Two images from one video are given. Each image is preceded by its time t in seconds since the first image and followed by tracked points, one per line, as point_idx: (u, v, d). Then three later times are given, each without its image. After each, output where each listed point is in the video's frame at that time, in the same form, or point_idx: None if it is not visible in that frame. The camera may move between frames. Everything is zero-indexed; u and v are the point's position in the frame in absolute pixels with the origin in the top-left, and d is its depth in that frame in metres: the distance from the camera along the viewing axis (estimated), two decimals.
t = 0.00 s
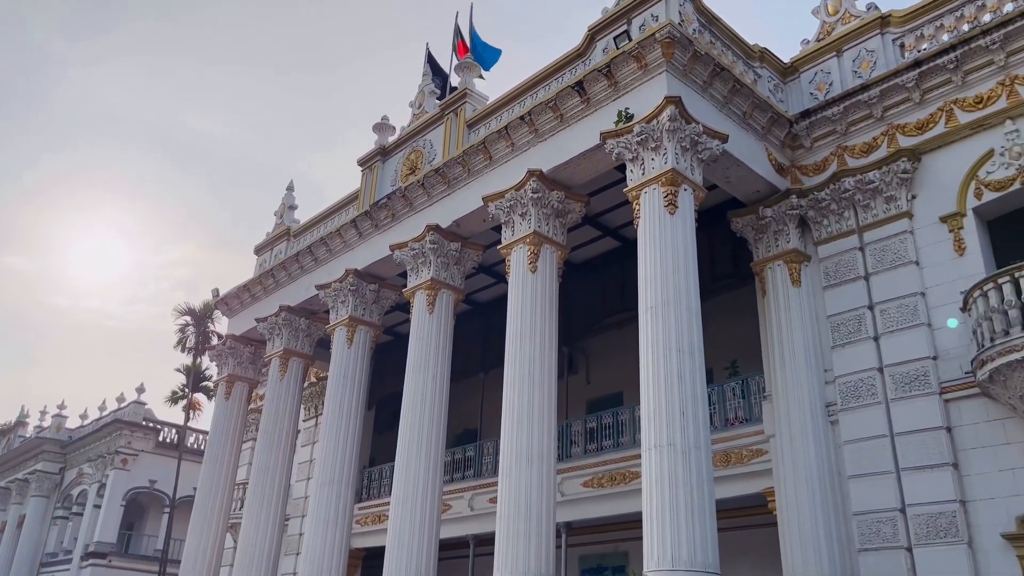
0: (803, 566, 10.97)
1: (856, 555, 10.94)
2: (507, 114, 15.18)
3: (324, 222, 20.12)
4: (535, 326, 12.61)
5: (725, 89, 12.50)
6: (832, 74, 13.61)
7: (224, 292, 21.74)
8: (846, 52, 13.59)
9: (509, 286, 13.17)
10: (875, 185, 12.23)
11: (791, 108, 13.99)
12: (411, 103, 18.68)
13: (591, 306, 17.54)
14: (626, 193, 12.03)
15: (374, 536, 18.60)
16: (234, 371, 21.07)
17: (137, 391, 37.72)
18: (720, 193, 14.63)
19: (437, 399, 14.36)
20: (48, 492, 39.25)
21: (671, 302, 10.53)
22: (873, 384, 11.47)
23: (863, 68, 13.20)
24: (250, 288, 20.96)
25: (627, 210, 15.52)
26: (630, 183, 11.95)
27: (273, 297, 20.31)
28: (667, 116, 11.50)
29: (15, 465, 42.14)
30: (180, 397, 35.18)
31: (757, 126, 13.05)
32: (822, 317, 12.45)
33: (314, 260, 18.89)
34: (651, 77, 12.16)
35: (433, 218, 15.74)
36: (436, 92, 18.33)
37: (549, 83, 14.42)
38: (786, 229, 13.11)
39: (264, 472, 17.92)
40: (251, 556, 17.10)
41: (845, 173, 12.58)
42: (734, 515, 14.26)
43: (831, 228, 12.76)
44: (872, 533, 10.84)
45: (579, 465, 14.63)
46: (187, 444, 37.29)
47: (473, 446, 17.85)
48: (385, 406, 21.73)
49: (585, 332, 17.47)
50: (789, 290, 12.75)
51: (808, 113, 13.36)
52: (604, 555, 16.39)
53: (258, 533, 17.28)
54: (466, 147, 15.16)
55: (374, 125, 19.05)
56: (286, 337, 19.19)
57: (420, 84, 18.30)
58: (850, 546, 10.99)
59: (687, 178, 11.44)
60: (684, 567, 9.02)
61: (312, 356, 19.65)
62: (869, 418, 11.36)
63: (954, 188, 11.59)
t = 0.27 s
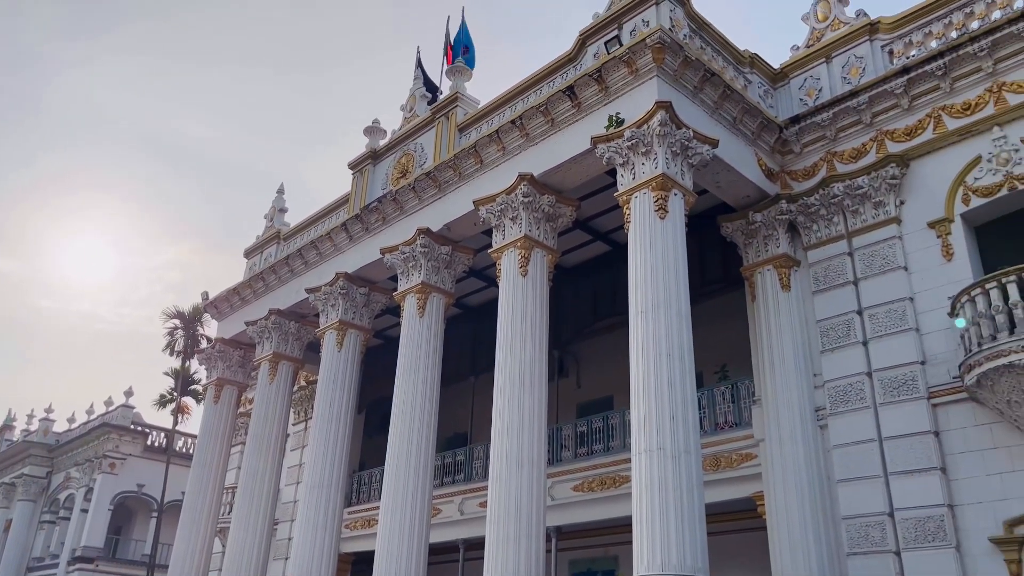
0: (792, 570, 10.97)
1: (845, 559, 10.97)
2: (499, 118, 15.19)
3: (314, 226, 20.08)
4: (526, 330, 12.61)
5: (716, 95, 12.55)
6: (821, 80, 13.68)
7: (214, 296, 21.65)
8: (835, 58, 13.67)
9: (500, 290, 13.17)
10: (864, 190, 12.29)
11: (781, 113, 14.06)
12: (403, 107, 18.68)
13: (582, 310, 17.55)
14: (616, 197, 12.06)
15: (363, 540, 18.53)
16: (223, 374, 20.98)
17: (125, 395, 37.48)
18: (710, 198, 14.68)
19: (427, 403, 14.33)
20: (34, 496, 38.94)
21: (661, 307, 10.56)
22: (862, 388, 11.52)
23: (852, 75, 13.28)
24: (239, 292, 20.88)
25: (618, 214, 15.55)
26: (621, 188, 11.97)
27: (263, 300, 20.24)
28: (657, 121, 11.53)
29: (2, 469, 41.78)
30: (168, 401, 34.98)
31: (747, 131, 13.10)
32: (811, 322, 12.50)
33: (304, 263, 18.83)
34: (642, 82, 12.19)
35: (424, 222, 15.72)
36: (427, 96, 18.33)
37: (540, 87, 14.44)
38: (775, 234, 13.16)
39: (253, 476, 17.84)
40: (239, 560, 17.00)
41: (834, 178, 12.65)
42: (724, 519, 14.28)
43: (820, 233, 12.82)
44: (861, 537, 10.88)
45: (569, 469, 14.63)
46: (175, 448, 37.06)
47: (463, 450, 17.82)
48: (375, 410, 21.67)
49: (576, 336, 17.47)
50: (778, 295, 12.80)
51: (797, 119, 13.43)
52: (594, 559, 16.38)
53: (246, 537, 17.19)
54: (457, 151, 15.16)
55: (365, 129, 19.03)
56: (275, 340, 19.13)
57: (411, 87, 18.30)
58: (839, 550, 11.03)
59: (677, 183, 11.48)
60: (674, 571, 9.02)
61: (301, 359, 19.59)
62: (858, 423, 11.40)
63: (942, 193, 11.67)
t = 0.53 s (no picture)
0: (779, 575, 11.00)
1: (832, 564, 11.01)
2: (488, 122, 15.20)
3: (303, 229, 20.02)
4: (515, 335, 12.61)
5: (705, 101, 12.60)
6: (809, 87, 13.76)
7: (201, 299, 21.54)
8: (823, 65, 13.75)
9: (489, 294, 13.16)
10: (851, 196, 12.37)
11: (769, 120, 14.13)
12: (392, 111, 18.66)
13: (571, 314, 17.55)
14: (606, 203, 12.08)
15: (351, 545, 18.45)
16: (211, 379, 20.87)
17: (111, 399, 37.22)
18: (699, 203, 14.73)
19: (416, 408, 14.29)
20: (19, 501, 38.59)
21: (650, 312, 10.57)
22: (849, 394, 11.57)
23: (840, 81, 13.36)
24: (227, 295, 20.78)
25: (607, 219, 15.57)
26: (610, 193, 12.00)
27: (251, 304, 20.15)
28: (647, 126, 11.56)
29: None
30: (155, 405, 34.76)
31: (736, 137, 13.16)
32: (799, 327, 12.56)
33: (293, 267, 18.77)
34: (631, 88, 12.22)
35: (413, 226, 15.70)
36: (417, 100, 18.32)
37: (530, 92, 14.46)
38: (764, 239, 13.21)
39: (241, 481, 17.74)
40: (225, 566, 16.90)
41: (822, 184, 12.72)
42: (712, 524, 14.30)
43: (808, 239, 12.89)
44: (848, 542, 10.92)
45: (558, 474, 14.62)
46: (162, 453, 36.81)
47: (452, 455, 17.78)
48: (364, 414, 21.60)
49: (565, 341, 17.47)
50: (766, 300, 12.85)
51: (786, 125, 13.49)
52: (582, 565, 16.37)
53: (233, 542, 17.09)
54: (447, 155, 15.15)
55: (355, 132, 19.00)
56: (263, 344, 19.04)
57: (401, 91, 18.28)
58: (826, 555, 11.06)
59: (666, 189, 11.51)
60: None
61: (290, 363, 19.51)
62: (846, 428, 11.45)
63: (929, 200, 11.74)
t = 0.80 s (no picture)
0: None
1: (821, 568, 11.04)
2: (480, 126, 15.20)
3: (294, 233, 19.97)
4: (506, 339, 12.60)
5: (695, 106, 12.65)
6: (799, 93, 13.83)
7: (191, 302, 21.44)
8: (813, 71, 13.82)
9: (480, 298, 13.16)
10: (840, 202, 12.43)
11: (759, 125, 14.19)
12: (384, 114, 18.65)
13: (562, 318, 17.56)
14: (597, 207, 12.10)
15: (341, 550, 18.39)
16: (200, 382, 20.77)
17: (99, 402, 37.01)
18: (689, 208, 14.77)
19: (406, 412, 14.26)
20: (6, 505, 38.30)
21: (640, 316, 10.59)
22: (839, 398, 11.61)
23: (829, 87, 13.43)
24: (217, 298, 20.69)
25: (598, 223, 15.60)
26: (601, 197, 12.02)
27: (241, 307, 20.07)
28: (638, 131, 11.59)
29: None
30: (143, 408, 34.57)
31: (726, 142, 13.21)
32: (789, 332, 12.60)
33: (283, 270, 18.70)
34: (622, 93, 12.24)
35: (404, 230, 15.68)
36: (409, 103, 18.32)
37: (521, 96, 14.47)
38: (753, 244, 13.26)
39: (229, 485, 17.65)
40: (214, 570, 16.81)
41: (812, 190, 12.78)
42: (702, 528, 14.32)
43: (797, 244, 12.94)
44: (837, 546, 10.95)
45: (548, 478, 14.62)
46: (150, 457, 36.60)
47: (442, 459, 17.75)
48: (353, 418, 21.54)
49: (556, 344, 17.48)
50: (756, 305, 12.88)
51: (776, 130, 13.55)
52: (572, 569, 16.36)
53: (221, 547, 16.99)
54: (438, 159, 15.14)
55: (346, 136, 18.97)
56: (253, 348, 18.97)
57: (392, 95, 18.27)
58: (815, 559, 11.09)
59: (656, 194, 11.54)
60: None
61: (279, 367, 19.44)
62: (835, 432, 11.48)
63: (917, 205, 11.81)
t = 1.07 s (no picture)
0: None
1: (810, 572, 11.07)
2: (471, 130, 15.21)
3: (284, 236, 19.90)
4: (497, 343, 12.59)
5: (686, 111, 12.68)
6: (789, 98, 13.89)
7: (180, 305, 21.34)
8: (802, 77, 13.90)
9: (471, 302, 13.15)
10: (830, 207, 12.49)
11: (749, 130, 14.25)
12: (375, 118, 18.63)
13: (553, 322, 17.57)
14: (587, 211, 12.12)
15: (330, 554, 18.32)
16: (189, 386, 20.67)
17: (87, 406, 36.79)
18: (680, 212, 14.81)
19: (396, 415, 14.22)
20: None
21: (631, 320, 10.59)
22: (828, 402, 11.65)
23: (819, 93, 13.50)
24: (206, 301, 20.60)
25: (589, 228, 15.62)
26: (592, 202, 12.04)
27: (231, 310, 19.99)
28: (628, 136, 11.62)
29: None
30: (132, 412, 34.36)
31: (717, 147, 13.26)
32: (779, 336, 12.64)
33: (273, 274, 18.64)
34: (613, 97, 12.27)
35: (395, 233, 15.66)
36: (400, 107, 18.30)
37: (513, 100, 14.49)
38: (743, 249, 13.30)
39: (218, 489, 17.56)
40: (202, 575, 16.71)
41: (802, 195, 12.84)
42: (691, 532, 14.34)
43: (787, 249, 12.99)
44: (826, 550, 10.99)
45: (538, 482, 14.61)
46: (138, 460, 36.38)
47: (433, 463, 17.70)
48: (343, 422, 21.48)
49: (546, 348, 17.49)
50: (746, 309, 12.92)
51: (766, 135, 13.61)
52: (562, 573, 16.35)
53: (210, 551, 16.91)
54: (429, 162, 15.13)
55: (337, 139, 18.94)
56: (242, 351, 18.89)
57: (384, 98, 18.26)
58: (804, 563, 11.12)
59: (647, 198, 11.57)
60: None
61: (269, 370, 19.37)
62: (823, 436, 11.53)
63: (905, 211, 11.88)
